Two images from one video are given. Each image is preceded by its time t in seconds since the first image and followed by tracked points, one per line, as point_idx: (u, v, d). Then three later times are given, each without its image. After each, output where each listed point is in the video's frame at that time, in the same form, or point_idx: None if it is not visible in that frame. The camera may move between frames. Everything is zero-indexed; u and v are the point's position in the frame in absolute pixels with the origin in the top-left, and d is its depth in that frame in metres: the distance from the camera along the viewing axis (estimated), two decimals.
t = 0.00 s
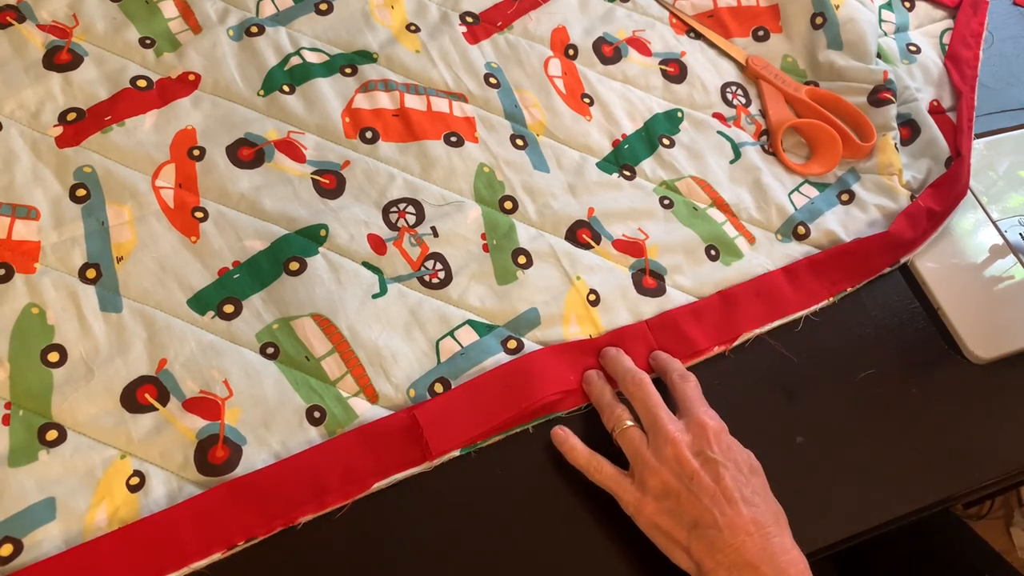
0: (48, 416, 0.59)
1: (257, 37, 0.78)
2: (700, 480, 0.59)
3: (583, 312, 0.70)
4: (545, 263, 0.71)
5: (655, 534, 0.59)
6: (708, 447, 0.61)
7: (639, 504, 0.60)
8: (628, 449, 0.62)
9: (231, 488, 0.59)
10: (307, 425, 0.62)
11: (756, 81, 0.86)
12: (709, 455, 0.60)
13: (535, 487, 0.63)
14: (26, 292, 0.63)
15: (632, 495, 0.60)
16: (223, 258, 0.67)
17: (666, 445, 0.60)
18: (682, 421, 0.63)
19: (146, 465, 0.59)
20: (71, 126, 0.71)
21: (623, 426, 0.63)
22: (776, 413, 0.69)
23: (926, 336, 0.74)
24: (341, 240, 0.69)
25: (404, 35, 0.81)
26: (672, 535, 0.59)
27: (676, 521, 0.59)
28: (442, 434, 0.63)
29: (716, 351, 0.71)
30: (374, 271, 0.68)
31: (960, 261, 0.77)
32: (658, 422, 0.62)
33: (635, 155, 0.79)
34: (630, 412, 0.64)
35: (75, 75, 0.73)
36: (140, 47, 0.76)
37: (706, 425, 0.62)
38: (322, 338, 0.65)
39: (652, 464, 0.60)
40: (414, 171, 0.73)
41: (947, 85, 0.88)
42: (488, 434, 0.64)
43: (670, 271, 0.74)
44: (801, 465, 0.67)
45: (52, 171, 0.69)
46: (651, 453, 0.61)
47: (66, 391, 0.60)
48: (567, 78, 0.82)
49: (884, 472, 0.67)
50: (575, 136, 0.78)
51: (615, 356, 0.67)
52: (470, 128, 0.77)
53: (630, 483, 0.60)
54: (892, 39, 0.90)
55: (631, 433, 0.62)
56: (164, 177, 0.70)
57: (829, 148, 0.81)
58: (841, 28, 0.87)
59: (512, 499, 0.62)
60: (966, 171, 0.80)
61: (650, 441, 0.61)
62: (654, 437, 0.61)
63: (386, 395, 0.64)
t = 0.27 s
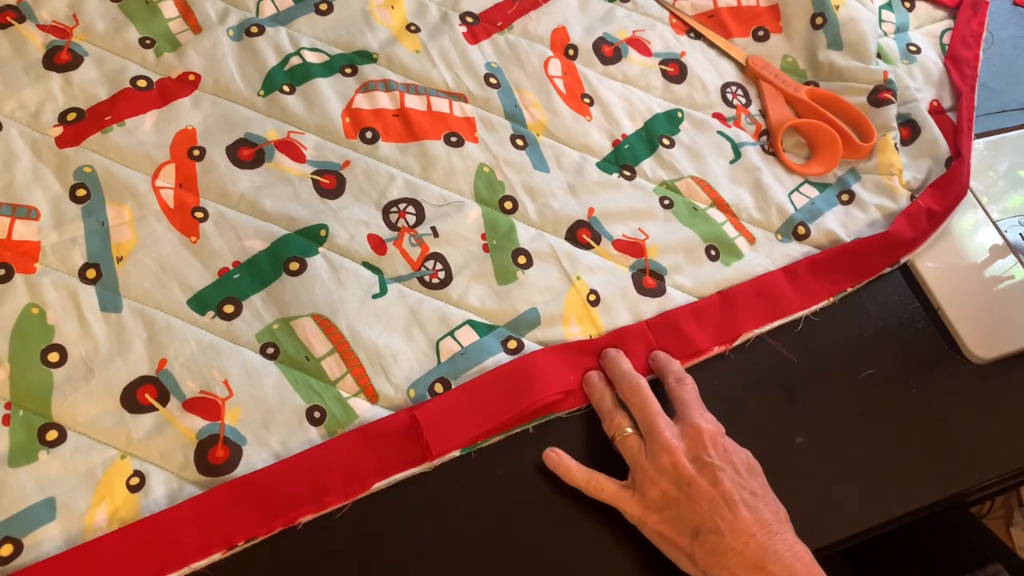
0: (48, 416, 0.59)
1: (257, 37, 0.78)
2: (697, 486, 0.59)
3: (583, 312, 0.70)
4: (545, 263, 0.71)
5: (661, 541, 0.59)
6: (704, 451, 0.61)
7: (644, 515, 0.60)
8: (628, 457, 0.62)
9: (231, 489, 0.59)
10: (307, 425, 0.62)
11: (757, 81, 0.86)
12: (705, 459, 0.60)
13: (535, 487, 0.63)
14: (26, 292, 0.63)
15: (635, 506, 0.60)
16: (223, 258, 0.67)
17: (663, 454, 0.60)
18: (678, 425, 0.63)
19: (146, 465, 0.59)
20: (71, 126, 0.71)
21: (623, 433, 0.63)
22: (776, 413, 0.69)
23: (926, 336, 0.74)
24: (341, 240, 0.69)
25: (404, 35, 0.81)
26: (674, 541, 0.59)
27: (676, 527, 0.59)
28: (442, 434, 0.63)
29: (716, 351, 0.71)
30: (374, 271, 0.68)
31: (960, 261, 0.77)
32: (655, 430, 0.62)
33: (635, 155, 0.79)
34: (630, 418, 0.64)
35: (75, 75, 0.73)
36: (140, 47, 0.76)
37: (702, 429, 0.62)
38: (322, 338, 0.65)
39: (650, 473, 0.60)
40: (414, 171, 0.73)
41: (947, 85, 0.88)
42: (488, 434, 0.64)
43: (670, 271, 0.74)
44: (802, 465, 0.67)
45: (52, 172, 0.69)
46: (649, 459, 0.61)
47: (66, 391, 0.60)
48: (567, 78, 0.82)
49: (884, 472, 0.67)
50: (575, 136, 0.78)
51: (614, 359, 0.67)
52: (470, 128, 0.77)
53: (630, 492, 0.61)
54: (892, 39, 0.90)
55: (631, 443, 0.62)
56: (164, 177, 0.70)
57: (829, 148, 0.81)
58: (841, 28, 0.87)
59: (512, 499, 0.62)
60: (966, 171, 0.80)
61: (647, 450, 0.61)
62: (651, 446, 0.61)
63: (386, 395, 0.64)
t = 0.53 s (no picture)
0: (48, 416, 0.59)
1: (257, 37, 0.78)
2: (695, 489, 0.59)
3: (583, 312, 0.70)
4: (545, 263, 0.71)
5: (658, 543, 0.60)
6: (704, 456, 0.61)
7: (640, 514, 0.60)
8: (627, 457, 0.62)
9: (232, 489, 0.59)
10: (307, 425, 0.62)
11: (757, 81, 0.86)
12: (707, 464, 0.60)
13: (535, 487, 0.63)
14: (26, 292, 0.63)
15: (631, 504, 0.60)
16: (223, 258, 0.67)
17: (663, 455, 0.60)
18: (679, 429, 0.63)
19: (146, 465, 0.59)
20: (71, 126, 0.71)
21: (623, 433, 0.63)
22: (776, 413, 0.69)
23: (926, 336, 0.74)
24: (341, 240, 0.69)
25: (404, 35, 0.81)
26: (670, 542, 0.59)
27: (674, 530, 0.59)
28: (442, 434, 0.63)
29: (716, 352, 0.71)
30: (374, 271, 0.68)
31: (960, 261, 0.77)
32: (656, 431, 0.62)
33: (635, 155, 0.79)
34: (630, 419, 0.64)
35: (75, 75, 0.73)
36: (140, 47, 0.76)
37: (702, 434, 0.62)
38: (322, 338, 0.65)
39: (649, 473, 0.60)
40: (414, 171, 0.73)
41: (947, 85, 0.88)
42: (488, 434, 0.64)
43: (670, 271, 0.74)
44: (802, 465, 0.67)
45: (52, 171, 0.69)
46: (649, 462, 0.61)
47: (67, 391, 0.60)
48: (567, 78, 0.82)
49: (884, 472, 0.67)
50: (576, 136, 0.78)
51: (616, 360, 0.67)
52: (471, 128, 0.77)
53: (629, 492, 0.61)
54: (892, 39, 0.90)
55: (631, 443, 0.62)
56: (164, 177, 0.70)
57: (829, 148, 0.81)
58: (841, 28, 0.87)
59: (512, 499, 0.62)
60: (966, 171, 0.80)
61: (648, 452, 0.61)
62: (651, 446, 0.61)
63: (386, 395, 0.64)
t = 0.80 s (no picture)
0: (48, 416, 0.59)
1: (257, 37, 0.78)
2: (690, 502, 0.59)
3: (583, 312, 0.70)
4: (545, 263, 0.71)
5: (647, 548, 0.60)
6: (700, 470, 0.61)
7: (631, 517, 0.60)
8: (623, 461, 0.62)
9: (231, 488, 0.59)
10: (307, 425, 0.62)
11: (757, 81, 0.86)
12: (702, 478, 0.60)
13: (535, 487, 0.63)
14: (26, 291, 0.63)
15: (624, 507, 0.60)
16: (223, 257, 0.67)
17: (660, 464, 0.60)
18: (676, 437, 0.62)
19: (146, 465, 0.59)
20: (71, 126, 0.71)
21: (620, 438, 0.63)
22: (776, 413, 0.69)
23: (926, 337, 0.74)
24: (341, 240, 0.69)
25: (404, 35, 0.81)
26: (659, 549, 0.60)
27: (665, 538, 0.59)
28: (442, 434, 0.63)
29: (716, 351, 0.71)
30: (374, 271, 0.68)
31: (959, 261, 0.77)
32: (654, 439, 0.61)
33: (635, 155, 0.79)
34: (627, 423, 0.64)
35: (75, 75, 0.73)
36: (140, 47, 0.76)
37: (698, 445, 0.62)
38: (322, 338, 0.65)
39: (645, 482, 0.60)
40: (414, 171, 0.73)
41: (946, 85, 0.88)
42: (488, 433, 0.64)
43: (670, 271, 0.74)
44: (802, 465, 0.67)
45: (52, 172, 0.69)
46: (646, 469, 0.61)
47: (67, 391, 0.60)
48: (567, 78, 0.82)
49: (884, 472, 0.67)
50: (575, 136, 0.78)
51: (613, 362, 0.67)
52: (470, 128, 0.77)
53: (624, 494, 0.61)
54: (892, 39, 0.90)
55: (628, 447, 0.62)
56: (164, 177, 0.70)
57: (829, 148, 0.81)
58: (841, 28, 0.87)
59: (512, 500, 0.62)
60: (966, 170, 0.80)
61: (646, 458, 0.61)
62: (648, 453, 0.61)
63: (386, 395, 0.64)
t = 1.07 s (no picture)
0: (48, 416, 0.59)
1: (257, 37, 0.78)
2: (691, 509, 0.60)
3: (583, 311, 0.70)
4: (545, 262, 0.72)
5: (641, 549, 0.61)
6: (702, 477, 0.61)
7: (630, 517, 0.61)
8: (624, 465, 0.63)
9: (232, 488, 0.59)
10: (307, 424, 0.62)
11: (756, 81, 0.86)
12: (704, 485, 0.61)
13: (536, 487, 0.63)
14: (26, 291, 0.63)
15: (624, 509, 0.61)
16: (223, 257, 0.67)
17: (662, 470, 0.61)
18: (679, 444, 0.63)
19: (146, 464, 0.59)
20: (71, 125, 0.71)
21: (622, 442, 0.63)
22: (776, 412, 0.69)
23: (926, 336, 0.74)
24: (341, 239, 0.69)
25: (403, 35, 0.81)
26: (658, 552, 0.60)
27: (665, 542, 0.60)
28: (442, 433, 0.63)
29: (716, 351, 0.71)
30: (374, 270, 0.68)
31: (959, 261, 0.77)
32: (656, 444, 0.62)
33: (635, 155, 0.79)
34: (630, 427, 0.64)
35: (75, 75, 0.73)
36: (139, 47, 0.76)
37: (702, 453, 0.62)
38: (322, 337, 0.65)
39: (647, 487, 0.61)
40: (414, 170, 0.74)
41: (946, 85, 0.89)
42: (489, 433, 0.64)
43: (670, 271, 0.74)
44: (802, 464, 0.67)
45: (52, 171, 0.69)
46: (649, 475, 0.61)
47: (67, 390, 0.60)
48: (567, 77, 0.82)
49: (883, 471, 0.67)
50: (575, 136, 0.78)
51: (614, 364, 0.67)
52: (470, 128, 0.77)
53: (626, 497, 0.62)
54: (892, 39, 0.91)
55: (629, 450, 0.63)
56: (164, 177, 0.70)
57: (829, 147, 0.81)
58: (841, 27, 0.87)
59: (512, 500, 0.63)
60: (966, 170, 0.80)
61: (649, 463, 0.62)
62: (651, 459, 0.62)
63: (386, 395, 0.64)
